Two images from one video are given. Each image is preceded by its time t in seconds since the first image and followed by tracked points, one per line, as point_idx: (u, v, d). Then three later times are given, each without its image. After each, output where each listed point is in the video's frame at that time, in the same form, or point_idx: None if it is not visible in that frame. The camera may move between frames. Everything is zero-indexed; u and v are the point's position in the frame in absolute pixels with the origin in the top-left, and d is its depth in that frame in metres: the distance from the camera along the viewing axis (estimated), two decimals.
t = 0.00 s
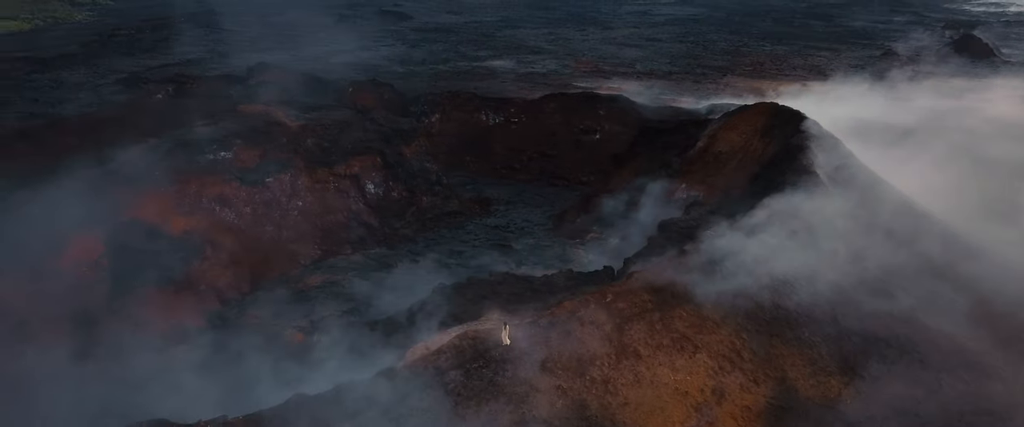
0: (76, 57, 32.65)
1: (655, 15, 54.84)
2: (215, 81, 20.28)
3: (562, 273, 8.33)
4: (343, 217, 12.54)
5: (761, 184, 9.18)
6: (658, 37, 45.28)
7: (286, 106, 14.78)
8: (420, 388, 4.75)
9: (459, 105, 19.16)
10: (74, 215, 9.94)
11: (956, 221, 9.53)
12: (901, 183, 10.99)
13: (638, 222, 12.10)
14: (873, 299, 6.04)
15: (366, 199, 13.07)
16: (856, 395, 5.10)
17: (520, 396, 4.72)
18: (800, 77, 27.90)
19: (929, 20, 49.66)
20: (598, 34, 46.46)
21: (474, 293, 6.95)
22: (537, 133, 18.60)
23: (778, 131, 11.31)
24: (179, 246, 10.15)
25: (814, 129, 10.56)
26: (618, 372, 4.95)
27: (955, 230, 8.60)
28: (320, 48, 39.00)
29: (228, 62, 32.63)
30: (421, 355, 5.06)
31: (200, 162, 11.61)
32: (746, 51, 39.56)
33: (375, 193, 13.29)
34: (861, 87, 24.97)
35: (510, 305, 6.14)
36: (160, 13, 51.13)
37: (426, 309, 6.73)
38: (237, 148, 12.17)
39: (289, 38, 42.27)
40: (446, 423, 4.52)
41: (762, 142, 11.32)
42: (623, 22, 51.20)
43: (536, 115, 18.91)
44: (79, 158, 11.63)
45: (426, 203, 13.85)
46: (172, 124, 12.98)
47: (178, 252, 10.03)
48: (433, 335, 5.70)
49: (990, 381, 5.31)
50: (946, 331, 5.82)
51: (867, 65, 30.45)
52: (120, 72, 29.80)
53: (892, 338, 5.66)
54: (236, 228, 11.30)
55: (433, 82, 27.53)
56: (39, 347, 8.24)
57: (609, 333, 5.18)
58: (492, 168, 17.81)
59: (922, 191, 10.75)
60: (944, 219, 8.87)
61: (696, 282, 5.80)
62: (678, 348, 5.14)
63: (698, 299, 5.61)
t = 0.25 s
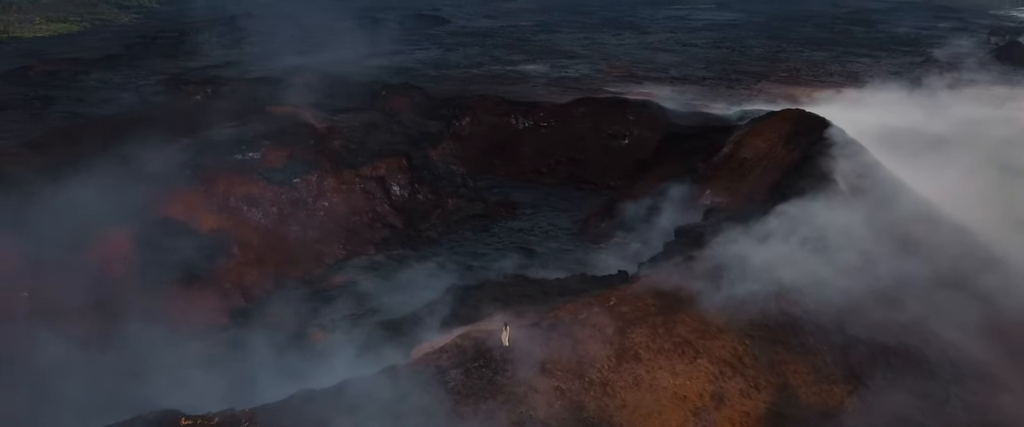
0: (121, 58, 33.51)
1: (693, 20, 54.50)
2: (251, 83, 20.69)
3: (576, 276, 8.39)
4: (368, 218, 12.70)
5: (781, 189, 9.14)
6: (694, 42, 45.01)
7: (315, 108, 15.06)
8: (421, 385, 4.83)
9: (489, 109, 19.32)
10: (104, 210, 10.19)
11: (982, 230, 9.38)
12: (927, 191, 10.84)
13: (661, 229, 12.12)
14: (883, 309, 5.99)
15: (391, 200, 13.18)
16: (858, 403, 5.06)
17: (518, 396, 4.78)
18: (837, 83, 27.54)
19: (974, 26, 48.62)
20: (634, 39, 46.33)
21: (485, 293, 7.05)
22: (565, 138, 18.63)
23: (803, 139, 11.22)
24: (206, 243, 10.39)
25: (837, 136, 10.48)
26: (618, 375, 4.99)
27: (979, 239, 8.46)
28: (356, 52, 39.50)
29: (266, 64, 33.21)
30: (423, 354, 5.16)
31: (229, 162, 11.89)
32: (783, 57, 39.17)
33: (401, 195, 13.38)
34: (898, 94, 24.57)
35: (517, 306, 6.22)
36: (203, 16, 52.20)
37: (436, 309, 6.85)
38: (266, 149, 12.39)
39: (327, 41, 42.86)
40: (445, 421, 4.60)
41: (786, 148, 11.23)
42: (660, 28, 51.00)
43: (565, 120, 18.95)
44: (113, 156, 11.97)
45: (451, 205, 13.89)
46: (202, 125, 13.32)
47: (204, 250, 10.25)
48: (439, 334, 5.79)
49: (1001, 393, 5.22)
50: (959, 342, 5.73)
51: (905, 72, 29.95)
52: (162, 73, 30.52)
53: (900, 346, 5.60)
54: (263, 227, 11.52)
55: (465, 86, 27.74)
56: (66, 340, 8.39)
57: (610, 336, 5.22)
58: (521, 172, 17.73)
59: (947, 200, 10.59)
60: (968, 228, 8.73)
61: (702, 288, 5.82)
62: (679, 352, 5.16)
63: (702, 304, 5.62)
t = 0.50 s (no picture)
0: (162, 61, 34.26)
1: (729, 25, 54.08)
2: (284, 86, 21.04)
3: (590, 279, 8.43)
4: (392, 220, 12.85)
5: (800, 196, 9.07)
6: (730, 47, 44.68)
7: (343, 111, 15.28)
8: (422, 385, 4.92)
9: (518, 113, 19.39)
10: (134, 208, 10.43)
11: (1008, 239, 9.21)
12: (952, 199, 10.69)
13: (683, 235, 12.09)
14: (893, 318, 5.94)
15: (416, 203, 13.35)
16: (861, 412, 5.03)
17: (517, 397, 4.85)
18: (872, 89, 27.16)
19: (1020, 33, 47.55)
20: (669, 44, 46.12)
21: (495, 297, 7.13)
22: (593, 142, 18.60)
23: (829, 146, 11.09)
24: (231, 241, 10.58)
25: (859, 143, 10.38)
26: (618, 378, 5.02)
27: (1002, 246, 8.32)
28: (391, 55, 39.88)
29: (301, 67, 33.70)
30: (426, 353, 5.25)
31: (256, 162, 12.13)
32: (820, 63, 38.67)
33: (426, 197, 13.55)
34: (935, 102, 24.15)
35: (524, 310, 6.30)
36: (243, 19, 53.12)
37: (446, 310, 6.95)
38: (293, 151, 12.59)
39: (363, 45, 43.35)
40: (445, 421, 4.68)
41: (810, 156, 11.12)
42: (696, 32, 50.70)
43: (593, 124, 18.92)
44: (145, 155, 12.29)
45: (476, 209, 13.96)
46: (232, 127, 13.60)
47: (230, 248, 10.42)
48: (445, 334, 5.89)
49: (1012, 404, 5.13)
50: (971, 352, 5.66)
51: (944, 78, 29.42)
52: (201, 75, 31.15)
53: (908, 356, 5.55)
54: (287, 227, 11.73)
55: (497, 90, 27.86)
56: (92, 331, 8.59)
57: (612, 340, 5.26)
58: (549, 176, 17.75)
59: (974, 207, 10.43)
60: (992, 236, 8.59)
61: (707, 293, 5.83)
62: (681, 357, 5.19)
63: (706, 310, 5.64)
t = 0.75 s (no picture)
0: (200, 63, 34.97)
1: (765, 30, 53.59)
2: (314, 88, 21.37)
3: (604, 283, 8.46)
4: (415, 222, 12.95)
5: (818, 203, 9.02)
6: (764, 52, 44.27)
7: (367, 114, 15.52)
8: (423, 383, 5.00)
9: (545, 117, 19.39)
10: (161, 207, 10.69)
11: None
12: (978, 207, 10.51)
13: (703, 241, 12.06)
14: (902, 327, 5.89)
15: (438, 205, 13.44)
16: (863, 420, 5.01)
17: (516, 398, 4.90)
18: (907, 96, 26.74)
19: None
20: (702, 48, 45.84)
21: (506, 303, 7.21)
22: (619, 147, 18.55)
23: (850, 153, 11.00)
24: (255, 240, 10.76)
25: (882, 150, 10.27)
26: (618, 380, 5.06)
27: None
28: (423, 59, 40.21)
29: (335, 70, 34.15)
30: (430, 353, 5.33)
31: (281, 163, 12.35)
32: (855, 69, 38.15)
33: (448, 200, 13.62)
34: (971, 109, 23.70)
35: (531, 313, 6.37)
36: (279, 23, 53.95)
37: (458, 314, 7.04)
38: (317, 152, 12.84)
39: (396, 48, 43.76)
40: (444, 418, 4.75)
41: (832, 163, 11.03)
42: (730, 38, 50.32)
43: (619, 128, 18.91)
44: (174, 155, 12.59)
45: (498, 212, 13.95)
46: (258, 128, 13.91)
47: (256, 245, 10.55)
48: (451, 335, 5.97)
49: (1020, 415, 5.05)
50: (981, 362, 5.59)
51: (983, 86, 28.83)
52: (237, 77, 31.73)
53: (915, 363, 5.50)
54: (310, 227, 11.91)
55: (525, 93, 27.97)
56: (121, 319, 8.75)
57: (613, 342, 5.30)
58: (574, 180, 17.73)
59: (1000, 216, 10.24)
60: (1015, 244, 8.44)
61: (711, 297, 5.84)
62: (681, 360, 5.21)
63: (710, 314, 5.65)
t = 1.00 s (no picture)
0: (233, 67, 35.55)
1: (797, 36, 53.06)
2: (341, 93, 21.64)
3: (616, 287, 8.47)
4: (435, 225, 13.04)
5: (834, 209, 8.95)
6: (796, 58, 43.84)
7: (391, 118, 15.69)
8: (424, 383, 5.07)
9: (570, 122, 19.39)
10: (185, 208, 10.92)
11: None
12: (1002, 216, 10.35)
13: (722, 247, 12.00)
14: (909, 336, 5.84)
15: (459, 209, 13.52)
16: None
17: (515, 399, 4.95)
18: (940, 103, 26.31)
19: None
20: (733, 54, 45.53)
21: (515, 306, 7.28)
22: (643, 152, 18.52)
23: (870, 160, 10.89)
24: (276, 242, 10.94)
25: (902, 157, 10.17)
26: (617, 383, 5.09)
27: None
28: (452, 63, 40.47)
29: (364, 74, 34.49)
30: (432, 354, 5.40)
31: (304, 165, 12.53)
32: (888, 75, 37.60)
33: (469, 204, 13.69)
34: (1006, 117, 23.25)
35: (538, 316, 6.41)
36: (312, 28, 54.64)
37: (467, 316, 7.12)
38: (339, 154, 13.02)
39: (425, 53, 44.08)
40: (444, 417, 4.81)
41: (853, 169, 10.93)
42: (762, 43, 49.91)
43: (643, 134, 18.85)
44: (200, 157, 12.84)
45: (518, 216, 14.01)
46: (281, 131, 14.16)
47: (275, 248, 10.76)
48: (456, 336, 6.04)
49: None
50: (989, 372, 5.53)
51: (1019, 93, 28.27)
52: (268, 81, 32.20)
53: (921, 372, 5.45)
54: (331, 228, 12.06)
55: (551, 98, 28.02)
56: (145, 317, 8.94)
57: (614, 346, 5.34)
58: (597, 185, 17.69)
59: None
60: None
61: (714, 303, 5.84)
62: (682, 364, 5.22)
63: (713, 320, 5.66)
